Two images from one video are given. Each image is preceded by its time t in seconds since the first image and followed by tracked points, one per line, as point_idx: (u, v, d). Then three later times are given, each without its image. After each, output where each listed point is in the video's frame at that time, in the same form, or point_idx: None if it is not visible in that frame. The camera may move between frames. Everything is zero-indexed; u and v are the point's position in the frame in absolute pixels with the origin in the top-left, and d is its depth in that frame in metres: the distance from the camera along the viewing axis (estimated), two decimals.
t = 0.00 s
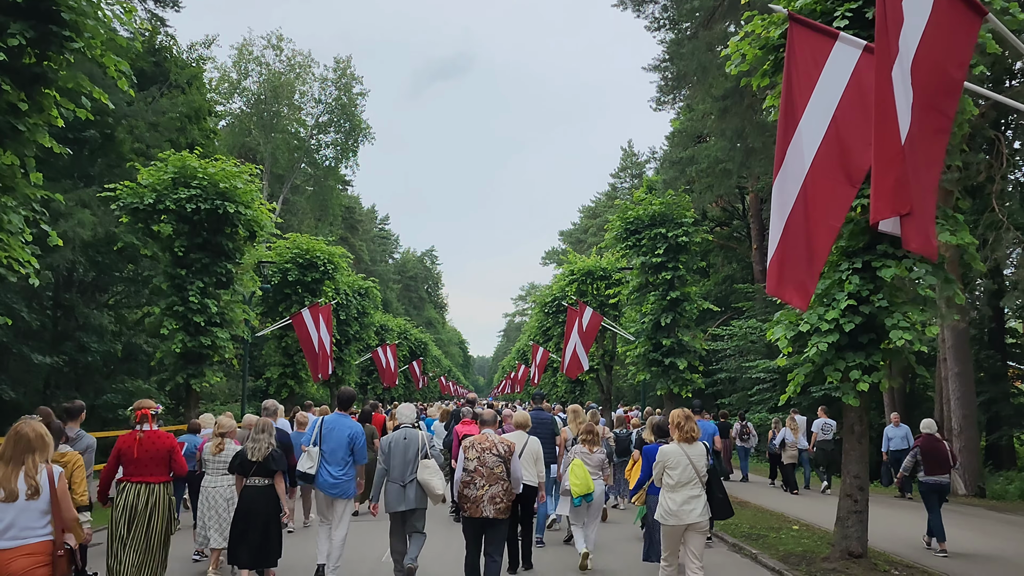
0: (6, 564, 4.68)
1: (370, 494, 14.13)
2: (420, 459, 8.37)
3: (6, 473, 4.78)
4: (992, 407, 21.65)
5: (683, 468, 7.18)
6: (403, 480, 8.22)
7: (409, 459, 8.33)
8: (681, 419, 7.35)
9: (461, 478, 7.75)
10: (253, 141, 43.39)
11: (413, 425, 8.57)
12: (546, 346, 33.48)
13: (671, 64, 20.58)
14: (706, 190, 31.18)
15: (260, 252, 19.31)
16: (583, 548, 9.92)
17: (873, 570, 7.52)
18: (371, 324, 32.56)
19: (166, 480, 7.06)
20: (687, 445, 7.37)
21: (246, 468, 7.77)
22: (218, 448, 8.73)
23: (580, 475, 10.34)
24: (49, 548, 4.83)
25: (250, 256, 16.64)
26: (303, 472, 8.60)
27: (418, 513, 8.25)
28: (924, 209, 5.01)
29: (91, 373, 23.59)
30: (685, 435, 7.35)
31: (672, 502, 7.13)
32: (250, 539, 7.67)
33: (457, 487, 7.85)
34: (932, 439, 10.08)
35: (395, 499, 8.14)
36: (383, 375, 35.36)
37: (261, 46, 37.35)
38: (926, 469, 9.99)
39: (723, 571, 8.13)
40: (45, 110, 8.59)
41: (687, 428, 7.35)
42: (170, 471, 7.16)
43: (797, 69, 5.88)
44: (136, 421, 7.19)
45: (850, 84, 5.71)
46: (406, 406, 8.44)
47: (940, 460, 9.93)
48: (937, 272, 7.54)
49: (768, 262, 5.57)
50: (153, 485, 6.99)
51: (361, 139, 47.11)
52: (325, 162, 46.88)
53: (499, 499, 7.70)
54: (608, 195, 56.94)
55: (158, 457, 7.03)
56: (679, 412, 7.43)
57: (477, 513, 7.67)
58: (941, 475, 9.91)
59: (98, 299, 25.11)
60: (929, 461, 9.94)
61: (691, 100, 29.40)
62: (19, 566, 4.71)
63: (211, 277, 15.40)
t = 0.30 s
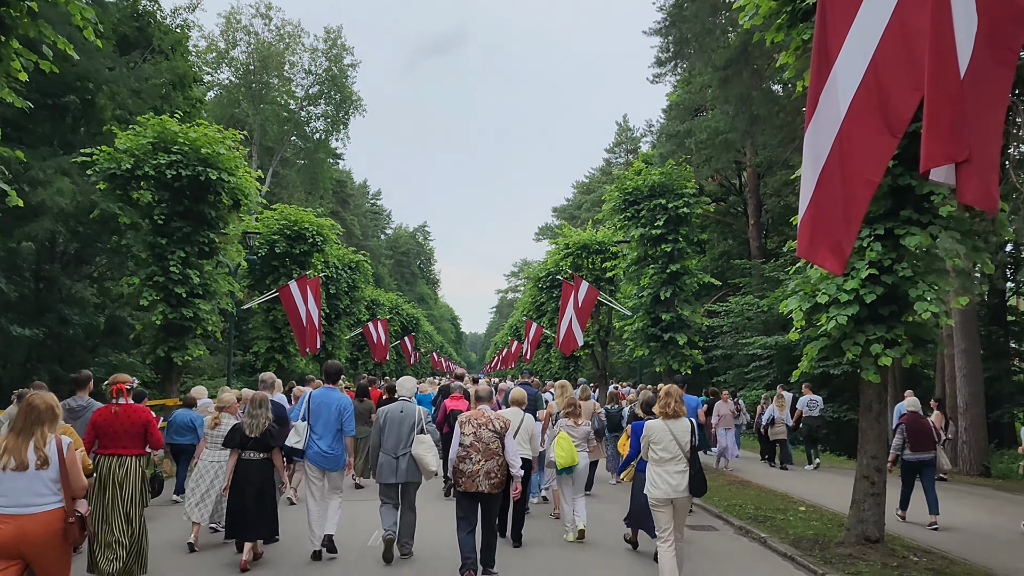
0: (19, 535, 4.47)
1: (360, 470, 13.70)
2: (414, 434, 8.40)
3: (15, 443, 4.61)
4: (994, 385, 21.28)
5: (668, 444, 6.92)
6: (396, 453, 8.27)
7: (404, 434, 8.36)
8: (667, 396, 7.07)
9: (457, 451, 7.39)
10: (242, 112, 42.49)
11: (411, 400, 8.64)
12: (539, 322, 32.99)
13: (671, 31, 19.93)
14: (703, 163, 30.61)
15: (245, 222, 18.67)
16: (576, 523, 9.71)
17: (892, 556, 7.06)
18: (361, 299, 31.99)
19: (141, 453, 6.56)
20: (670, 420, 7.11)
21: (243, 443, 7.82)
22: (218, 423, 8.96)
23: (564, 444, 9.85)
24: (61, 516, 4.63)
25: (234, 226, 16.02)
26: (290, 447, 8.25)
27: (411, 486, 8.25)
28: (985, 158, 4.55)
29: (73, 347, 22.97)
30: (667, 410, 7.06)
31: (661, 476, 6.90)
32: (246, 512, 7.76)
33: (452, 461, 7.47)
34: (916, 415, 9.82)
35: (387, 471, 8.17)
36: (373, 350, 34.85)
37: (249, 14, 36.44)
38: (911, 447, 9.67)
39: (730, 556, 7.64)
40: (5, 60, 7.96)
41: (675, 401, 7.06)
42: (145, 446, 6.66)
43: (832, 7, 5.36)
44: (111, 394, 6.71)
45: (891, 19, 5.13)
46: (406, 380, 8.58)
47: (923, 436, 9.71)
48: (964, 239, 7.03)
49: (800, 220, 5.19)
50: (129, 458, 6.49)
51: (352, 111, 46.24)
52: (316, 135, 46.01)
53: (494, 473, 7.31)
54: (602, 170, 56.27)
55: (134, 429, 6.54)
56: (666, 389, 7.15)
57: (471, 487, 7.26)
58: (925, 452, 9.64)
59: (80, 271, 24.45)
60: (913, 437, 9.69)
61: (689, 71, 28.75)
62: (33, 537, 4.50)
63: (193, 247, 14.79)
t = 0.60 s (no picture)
0: (27, 500, 4.85)
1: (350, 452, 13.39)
2: (400, 414, 8.39)
3: (22, 419, 4.99)
4: (997, 371, 20.85)
5: (665, 428, 6.57)
6: (384, 435, 8.22)
7: (390, 415, 8.33)
8: (658, 381, 6.79)
9: (450, 434, 7.32)
10: (230, 90, 41.63)
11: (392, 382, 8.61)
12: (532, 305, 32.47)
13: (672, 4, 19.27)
14: (701, 145, 30.03)
15: (230, 198, 18.01)
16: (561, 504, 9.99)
17: (914, 554, 6.56)
18: (351, 281, 31.38)
19: (114, 431, 7.25)
20: (664, 407, 6.75)
21: (232, 425, 7.55)
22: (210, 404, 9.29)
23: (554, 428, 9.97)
24: (67, 486, 5.01)
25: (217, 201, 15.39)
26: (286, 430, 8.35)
27: (400, 468, 8.28)
28: None
29: (52, 327, 22.33)
30: (661, 396, 6.76)
31: (657, 461, 6.58)
32: (231, 497, 7.52)
33: (445, 445, 7.41)
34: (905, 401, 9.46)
35: (377, 454, 8.14)
36: (363, 333, 34.26)
37: None
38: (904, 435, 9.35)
39: (740, 551, 7.12)
40: None
41: (668, 387, 6.81)
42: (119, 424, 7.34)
43: None
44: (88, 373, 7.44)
45: None
46: (386, 362, 8.56)
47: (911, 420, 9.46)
48: (999, 213, 6.46)
49: (840, 187, 5.00)
50: (102, 436, 7.19)
51: (342, 90, 45.39)
52: (305, 114, 45.16)
53: (490, 454, 7.27)
54: (597, 152, 55.56)
55: (105, 409, 7.24)
56: (659, 373, 6.86)
57: (467, 468, 7.21)
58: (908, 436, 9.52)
59: (60, 249, 23.74)
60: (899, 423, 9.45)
61: (688, 50, 28.09)
62: (43, 505, 4.87)
63: (172, 223, 14.16)
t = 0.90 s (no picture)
0: (50, 484, 4.86)
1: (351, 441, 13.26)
2: (398, 408, 8.14)
3: (46, 402, 5.03)
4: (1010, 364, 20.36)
5: (665, 418, 6.63)
6: (380, 427, 8.04)
7: (388, 408, 8.12)
8: (662, 373, 6.81)
9: (462, 423, 7.62)
10: (226, 77, 40.98)
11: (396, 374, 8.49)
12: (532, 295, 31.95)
13: None
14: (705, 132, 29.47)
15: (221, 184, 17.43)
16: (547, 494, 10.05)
17: (954, 563, 6.05)
18: (348, 270, 30.81)
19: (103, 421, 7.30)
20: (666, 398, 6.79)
21: (232, 414, 7.56)
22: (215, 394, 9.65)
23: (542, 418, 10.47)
24: (89, 468, 5.05)
25: (208, 186, 14.84)
26: (288, 422, 8.25)
27: (396, 461, 8.02)
28: None
29: (41, 316, 21.78)
30: (664, 387, 6.82)
31: (658, 453, 6.63)
32: (230, 489, 7.41)
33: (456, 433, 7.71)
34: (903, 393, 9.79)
35: (370, 445, 7.96)
36: (360, 324, 33.75)
37: None
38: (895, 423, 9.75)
39: (765, 560, 6.59)
40: None
41: (675, 380, 6.81)
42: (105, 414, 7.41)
43: None
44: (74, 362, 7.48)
45: None
46: (392, 353, 8.46)
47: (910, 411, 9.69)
48: None
49: (905, 150, 4.76)
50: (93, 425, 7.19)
51: (340, 77, 44.72)
52: (302, 101, 44.48)
53: (498, 444, 7.57)
54: (597, 141, 54.95)
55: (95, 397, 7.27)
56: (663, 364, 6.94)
57: (475, 457, 7.50)
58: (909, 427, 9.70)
59: (49, 237, 23.15)
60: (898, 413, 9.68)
61: (692, 34, 27.47)
62: (67, 485, 4.90)
63: (160, 208, 13.60)
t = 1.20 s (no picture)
0: (79, 468, 5.02)
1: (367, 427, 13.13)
2: (411, 398, 8.10)
3: (75, 389, 5.13)
4: None
5: (678, 408, 6.70)
6: (394, 418, 7.99)
7: (400, 398, 8.06)
8: (672, 361, 6.92)
9: (471, 414, 7.45)
10: (236, 67, 40.52)
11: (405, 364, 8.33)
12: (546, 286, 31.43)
13: None
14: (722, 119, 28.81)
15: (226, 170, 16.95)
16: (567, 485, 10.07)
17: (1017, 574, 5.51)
18: (359, 261, 30.35)
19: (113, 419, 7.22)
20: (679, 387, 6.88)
21: (248, 406, 7.70)
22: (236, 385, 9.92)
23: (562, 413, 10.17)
24: (116, 453, 5.18)
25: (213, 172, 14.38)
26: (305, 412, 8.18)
27: (411, 451, 8.02)
28: None
29: (48, 307, 21.42)
30: (676, 377, 6.90)
31: (671, 442, 6.67)
32: (246, 480, 7.52)
33: (467, 425, 7.53)
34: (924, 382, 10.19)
35: (385, 438, 7.95)
36: (372, 315, 33.31)
37: None
38: (919, 412, 10.14)
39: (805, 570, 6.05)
40: None
41: (688, 371, 6.92)
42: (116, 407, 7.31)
43: None
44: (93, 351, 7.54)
45: None
46: (398, 344, 8.27)
47: (933, 401, 10.11)
48: None
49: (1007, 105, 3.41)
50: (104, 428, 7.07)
51: (351, 66, 44.20)
52: (313, 91, 44.01)
53: (509, 435, 7.37)
54: (611, 131, 54.26)
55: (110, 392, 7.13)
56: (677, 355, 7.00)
57: (486, 448, 7.33)
58: (933, 417, 10.09)
59: (56, 227, 22.77)
60: (921, 404, 10.07)
61: (710, 18, 26.77)
62: (92, 472, 5.04)
63: (163, 195, 13.13)
